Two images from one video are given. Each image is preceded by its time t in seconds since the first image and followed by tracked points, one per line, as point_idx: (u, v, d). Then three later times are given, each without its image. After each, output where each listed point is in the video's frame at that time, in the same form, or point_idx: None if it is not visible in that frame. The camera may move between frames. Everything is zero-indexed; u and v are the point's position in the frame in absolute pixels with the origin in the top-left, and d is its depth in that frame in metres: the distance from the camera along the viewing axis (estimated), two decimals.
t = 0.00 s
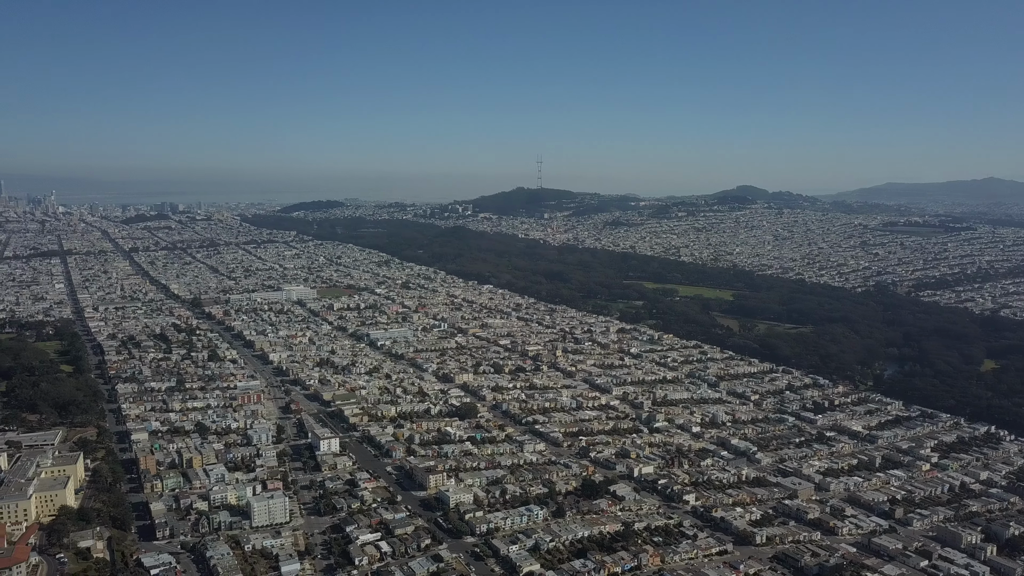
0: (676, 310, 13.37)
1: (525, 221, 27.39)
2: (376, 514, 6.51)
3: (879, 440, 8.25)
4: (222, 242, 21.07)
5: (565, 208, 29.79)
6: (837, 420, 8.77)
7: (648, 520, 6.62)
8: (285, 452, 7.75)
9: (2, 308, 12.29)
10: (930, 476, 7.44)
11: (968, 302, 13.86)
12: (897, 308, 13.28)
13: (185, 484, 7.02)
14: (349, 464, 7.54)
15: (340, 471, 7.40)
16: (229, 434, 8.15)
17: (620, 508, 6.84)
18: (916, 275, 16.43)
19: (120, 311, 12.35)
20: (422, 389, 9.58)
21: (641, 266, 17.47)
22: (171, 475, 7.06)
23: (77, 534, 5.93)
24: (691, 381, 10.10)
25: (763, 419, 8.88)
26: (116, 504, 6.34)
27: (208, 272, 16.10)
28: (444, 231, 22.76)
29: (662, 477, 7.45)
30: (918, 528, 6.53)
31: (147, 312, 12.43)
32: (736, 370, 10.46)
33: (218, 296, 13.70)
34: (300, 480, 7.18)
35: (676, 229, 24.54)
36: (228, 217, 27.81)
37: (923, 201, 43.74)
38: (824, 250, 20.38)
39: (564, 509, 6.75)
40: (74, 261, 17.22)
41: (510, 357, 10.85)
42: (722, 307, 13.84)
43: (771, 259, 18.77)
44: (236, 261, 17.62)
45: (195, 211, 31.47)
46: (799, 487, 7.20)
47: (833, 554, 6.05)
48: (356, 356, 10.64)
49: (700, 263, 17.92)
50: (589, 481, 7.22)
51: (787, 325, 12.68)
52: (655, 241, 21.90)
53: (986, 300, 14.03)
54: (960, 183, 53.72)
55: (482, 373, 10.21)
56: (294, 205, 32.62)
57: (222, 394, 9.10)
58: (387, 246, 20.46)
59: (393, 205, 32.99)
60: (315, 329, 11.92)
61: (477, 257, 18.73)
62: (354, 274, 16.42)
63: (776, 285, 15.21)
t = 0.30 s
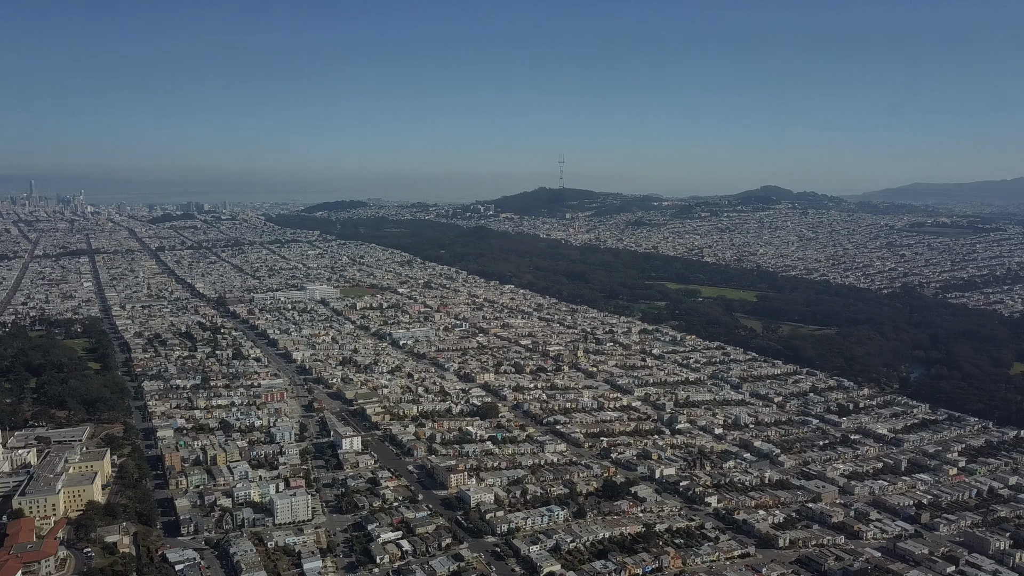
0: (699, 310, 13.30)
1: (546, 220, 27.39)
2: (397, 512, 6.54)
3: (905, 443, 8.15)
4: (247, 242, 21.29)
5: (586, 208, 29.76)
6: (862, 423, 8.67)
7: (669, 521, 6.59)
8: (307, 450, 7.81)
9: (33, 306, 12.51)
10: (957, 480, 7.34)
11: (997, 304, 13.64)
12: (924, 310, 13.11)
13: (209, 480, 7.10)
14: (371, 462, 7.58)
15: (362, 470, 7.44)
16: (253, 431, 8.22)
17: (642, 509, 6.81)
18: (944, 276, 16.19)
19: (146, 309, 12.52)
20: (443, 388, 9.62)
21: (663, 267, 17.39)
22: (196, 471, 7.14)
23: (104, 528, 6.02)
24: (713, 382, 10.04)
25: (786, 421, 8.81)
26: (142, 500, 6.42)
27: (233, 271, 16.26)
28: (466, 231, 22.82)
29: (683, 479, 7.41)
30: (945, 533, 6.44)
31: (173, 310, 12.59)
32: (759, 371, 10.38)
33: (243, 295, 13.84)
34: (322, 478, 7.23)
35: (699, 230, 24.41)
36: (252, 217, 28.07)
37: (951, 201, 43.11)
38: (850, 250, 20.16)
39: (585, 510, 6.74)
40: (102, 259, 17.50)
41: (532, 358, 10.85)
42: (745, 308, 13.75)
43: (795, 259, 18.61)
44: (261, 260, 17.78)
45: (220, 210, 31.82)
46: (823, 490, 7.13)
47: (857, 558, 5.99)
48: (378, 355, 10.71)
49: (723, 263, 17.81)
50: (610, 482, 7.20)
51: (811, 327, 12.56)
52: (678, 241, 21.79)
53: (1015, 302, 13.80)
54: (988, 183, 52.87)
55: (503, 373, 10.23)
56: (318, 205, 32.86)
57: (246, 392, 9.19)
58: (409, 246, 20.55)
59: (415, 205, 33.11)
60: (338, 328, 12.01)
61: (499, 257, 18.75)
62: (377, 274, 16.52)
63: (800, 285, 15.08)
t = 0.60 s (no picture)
0: (722, 311, 13.22)
1: (568, 221, 27.36)
2: (418, 511, 6.57)
3: (931, 447, 8.04)
4: (271, 241, 21.48)
5: (609, 208, 29.68)
6: (887, 426, 8.57)
7: (691, 523, 6.55)
8: (330, 449, 7.87)
9: (62, 304, 12.72)
10: (985, 485, 7.23)
11: None
12: (952, 312, 12.92)
13: (233, 477, 7.17)
14: (393, 461, 7.62)
15: (384, 468, 7.48)
16: (276, 429, 8.30)
17: (663, 511, 6.78)
18: (973, 278, 15.95)
19: (173, 308, 12.68)
20: (465, 388, 9.64)
21: (686, 267, 17.30)
22: (220, 469, 7.22)
23: (130, 524, 6.11)
24: (736, 383, 9.97)
25: (810, 424, 8.73)
26: (167, 496, 6.50)
27: (257, 271, 16.42)
28: (488, 231, 22.85)
29: (705, 481, 7.37)
30: (972, 538, 6.34)
31: (198, 309, 12.74)
32: (783, 373, 10.30)
33: (267, 294, 13.97)
34: (344, 476, 7.28)
35: (723, 230, 24.25)
36: (276, 217, 28.32)
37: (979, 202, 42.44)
38: (876, 252, 19.91)
39: (606, 510, 6.73)
40: (129, 258, 17.75)
41: (553, 358, 10.85)
42: (769, 309, 13.64)
43: (820, 260, 18.44)
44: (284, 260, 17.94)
45: (245, 210, 32.15)
46: (847, 493, 7.05)
47: (882, 562, 5.92)
48: (400, 355, 10.76)
49: (747, 264, 17.69)
50: (631, 483, 7.18)
51: (837, 329, 12.43)
52: (701, 242, 21.67)
53: None
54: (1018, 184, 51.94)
55: (524, 373, 10.24)
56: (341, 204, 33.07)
57: (270, 391, 9.27)
58: (431, 245, 20.62)
59: (438, 205, 33.20)
60: (360, 327, 12.09)
61: (521, 257, 18.76)
62: (400, 273, 16.60)
63: (825, 287, 14.95)
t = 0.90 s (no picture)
0: (746, 312, 13.13)
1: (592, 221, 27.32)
2: (440, 511, 6.59)
3: (960, 452, 7.92)
4: (297, 241, 21.67)
5: (632, 208, 29.59)
6: (915, 430, 8.45)
7: (714, 526, 6.51)
8: (353, 447, 7.92)
9: (92, 302, 12.94)
10: (1016, 491, 7.10)
11: None
12: (982, 314, 12.71)
13: (258, 475, 7.24)
14: (416, 460, 7.65)
15: (406, 467, 7.52)
16: (301, 428, 8.37)
17: (686, 513, 6.74)
18: (1004, 280, 15.67)
19: (199, 306, 12.84)
20: (487, 388, 9.66)
21: (710, 268, 17.20)
22: (245, 466, 7.29)
23: (157, 519, 6.19)
24: (760, 385, 9.89)
25: (836, 427, 8.64)
26: (194, 492, 6.58)
27: (282, 270, 16.58)
28: (512, 231, 22.88)
29: (729, 483, 7.32)
30: (1003, 545, 6.24)
31: (224, 307, 12.89)
32: (808, 375, 10.20)
33: (292, 294, 14.10)
34: (367, 475, 7.32)
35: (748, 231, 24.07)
36: (302, 216, 28.56)
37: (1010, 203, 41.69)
38: (904, 253, 19.65)
39: (629, 512, 6.70)
40: (158, 257, 18.01)
41: (576, 359, 10.84)
42: (794, 310, 13.53)
43: (847, 261, 18.24)
44: (309, 259, 18.10)
45: (272, 210, 32.48)
46: (874, 498, 6.97)
47: (909, 568, 5.84)
48: (423, 354, 10.80)
49: (772, 265, 17.54)
50: (654, 485, 7.15)
51: (863, 331, 12.29)
52: (726, 242, 21.53)
53: None
54: None
55: (547, 374, 10.24)
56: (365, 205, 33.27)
57: (294, 389, 9.36)
58: (455, 245, 20.68)
59: (462, 205, 33.29)
60: (384, 326, 12.16)
61: (544, 257, 18.76)
62: (423, 273, 16.67)
63: (851, 288, 14.78)
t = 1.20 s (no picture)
0: (772, 314, 13.02)
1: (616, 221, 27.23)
2: (464, 510, 6.60)
3: (991, 456, 7.78)
4: (323, 240, 21.84)
5: (657, 208, 29.45)
6: (945, 434, 8.32)
7: (739, 529, 6.46)
8: (378, 446, 7.96)
9: (122, 300, 13.14)
10: None
11: None
12: (1015, 317, 12.48)
13: (284, 472, 7.31)
14: (439, 459, 7.68)
15: (430, 466, 7.54)
16: (326, 426, 8.44)
17: (710, 515, 6.70)
18: None
19: (227, 305, 13.00)
20: (511, 388, 9.67)
21: (736, 269, 17.07)
22: (271, 463, 7.36)
23: (184, 515, 6.28)
24: (787, 387, 9.80)
25: (864, 430, 8.53)
26: (221, 488, 6.66)
27: (308, 269, 16.71)
28: (536, 231, 22.87)
29: (754, 486, 7.26)
30: None
31: (251, 306, 13.03)
32: (835, 378, 10.08)
33: (318, 293, 14.22)
34: (391, 473, 7.36)
35: (774, 231, 23.86)
36: (328, 216, 28.78)
37: None
38: (934, 254, 19.34)
39: (652, 514, 6.67)
40: (186, 256, 18.26)
41: (600, 359, 10.81)
42: (821, 312, 13.38)
43: (875, 263, 18.00)
44: (335, 259, 18.25)
45: (298, 210, 32.76)
46: (902, 502, 6.87)
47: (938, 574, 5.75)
48: (447, 353, 10.84)
49: (798, 266, 17.36)
50: (678, 487, 7.11)
51: (892, 333, 12.12)
52: (751, 243, 21.36)
53: None
54: None
55: (570, 374, 10.23)
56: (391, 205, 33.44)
57: (320, 387, 9.43)
58: (479, 246, 20.73)
59: (486, 205, 33.34)
60: (408, 326, 12.22)
61: (569, 257, 18.73)
62: (447, 273, 16.72)
63: (879, 289, 14.59)
